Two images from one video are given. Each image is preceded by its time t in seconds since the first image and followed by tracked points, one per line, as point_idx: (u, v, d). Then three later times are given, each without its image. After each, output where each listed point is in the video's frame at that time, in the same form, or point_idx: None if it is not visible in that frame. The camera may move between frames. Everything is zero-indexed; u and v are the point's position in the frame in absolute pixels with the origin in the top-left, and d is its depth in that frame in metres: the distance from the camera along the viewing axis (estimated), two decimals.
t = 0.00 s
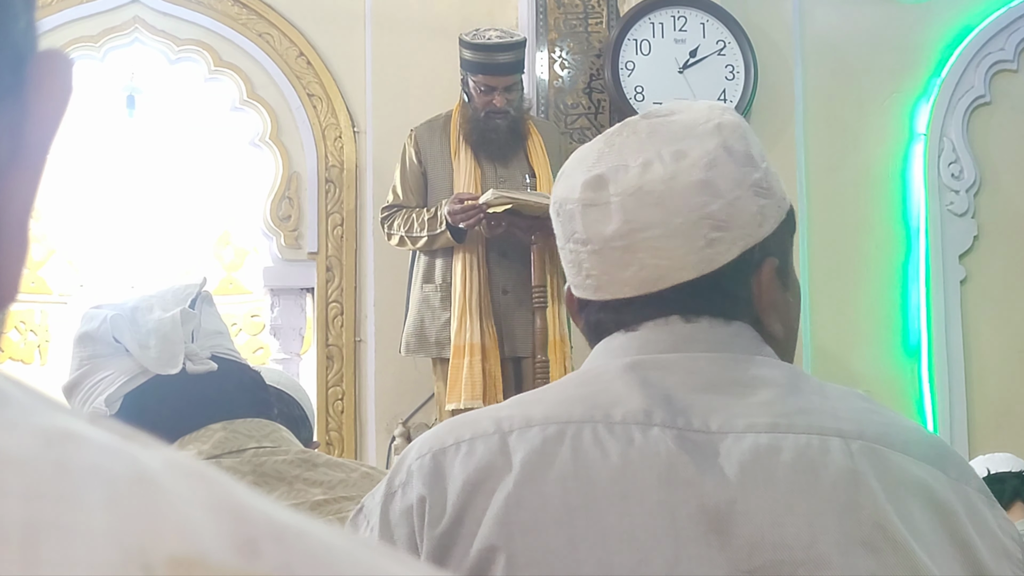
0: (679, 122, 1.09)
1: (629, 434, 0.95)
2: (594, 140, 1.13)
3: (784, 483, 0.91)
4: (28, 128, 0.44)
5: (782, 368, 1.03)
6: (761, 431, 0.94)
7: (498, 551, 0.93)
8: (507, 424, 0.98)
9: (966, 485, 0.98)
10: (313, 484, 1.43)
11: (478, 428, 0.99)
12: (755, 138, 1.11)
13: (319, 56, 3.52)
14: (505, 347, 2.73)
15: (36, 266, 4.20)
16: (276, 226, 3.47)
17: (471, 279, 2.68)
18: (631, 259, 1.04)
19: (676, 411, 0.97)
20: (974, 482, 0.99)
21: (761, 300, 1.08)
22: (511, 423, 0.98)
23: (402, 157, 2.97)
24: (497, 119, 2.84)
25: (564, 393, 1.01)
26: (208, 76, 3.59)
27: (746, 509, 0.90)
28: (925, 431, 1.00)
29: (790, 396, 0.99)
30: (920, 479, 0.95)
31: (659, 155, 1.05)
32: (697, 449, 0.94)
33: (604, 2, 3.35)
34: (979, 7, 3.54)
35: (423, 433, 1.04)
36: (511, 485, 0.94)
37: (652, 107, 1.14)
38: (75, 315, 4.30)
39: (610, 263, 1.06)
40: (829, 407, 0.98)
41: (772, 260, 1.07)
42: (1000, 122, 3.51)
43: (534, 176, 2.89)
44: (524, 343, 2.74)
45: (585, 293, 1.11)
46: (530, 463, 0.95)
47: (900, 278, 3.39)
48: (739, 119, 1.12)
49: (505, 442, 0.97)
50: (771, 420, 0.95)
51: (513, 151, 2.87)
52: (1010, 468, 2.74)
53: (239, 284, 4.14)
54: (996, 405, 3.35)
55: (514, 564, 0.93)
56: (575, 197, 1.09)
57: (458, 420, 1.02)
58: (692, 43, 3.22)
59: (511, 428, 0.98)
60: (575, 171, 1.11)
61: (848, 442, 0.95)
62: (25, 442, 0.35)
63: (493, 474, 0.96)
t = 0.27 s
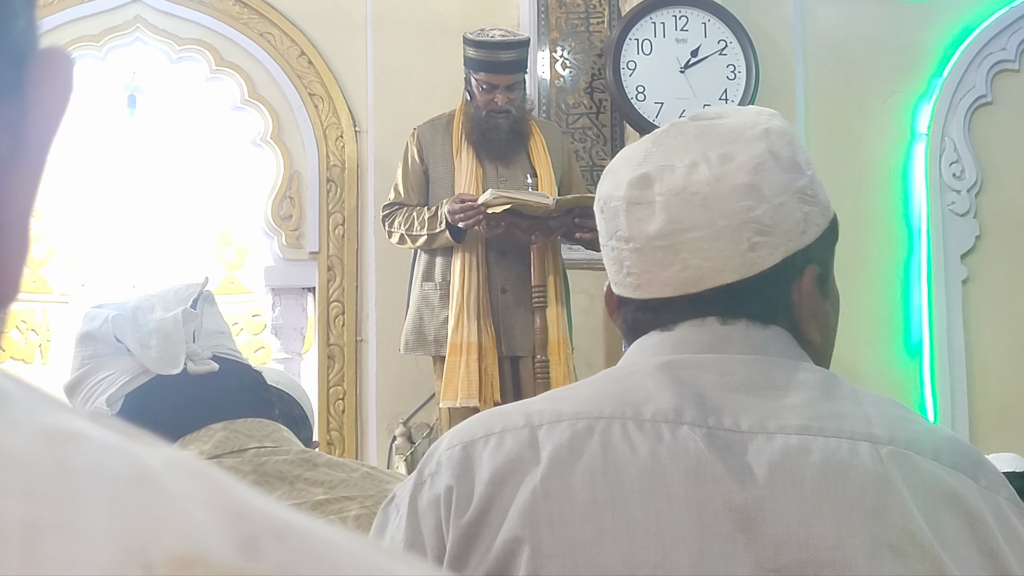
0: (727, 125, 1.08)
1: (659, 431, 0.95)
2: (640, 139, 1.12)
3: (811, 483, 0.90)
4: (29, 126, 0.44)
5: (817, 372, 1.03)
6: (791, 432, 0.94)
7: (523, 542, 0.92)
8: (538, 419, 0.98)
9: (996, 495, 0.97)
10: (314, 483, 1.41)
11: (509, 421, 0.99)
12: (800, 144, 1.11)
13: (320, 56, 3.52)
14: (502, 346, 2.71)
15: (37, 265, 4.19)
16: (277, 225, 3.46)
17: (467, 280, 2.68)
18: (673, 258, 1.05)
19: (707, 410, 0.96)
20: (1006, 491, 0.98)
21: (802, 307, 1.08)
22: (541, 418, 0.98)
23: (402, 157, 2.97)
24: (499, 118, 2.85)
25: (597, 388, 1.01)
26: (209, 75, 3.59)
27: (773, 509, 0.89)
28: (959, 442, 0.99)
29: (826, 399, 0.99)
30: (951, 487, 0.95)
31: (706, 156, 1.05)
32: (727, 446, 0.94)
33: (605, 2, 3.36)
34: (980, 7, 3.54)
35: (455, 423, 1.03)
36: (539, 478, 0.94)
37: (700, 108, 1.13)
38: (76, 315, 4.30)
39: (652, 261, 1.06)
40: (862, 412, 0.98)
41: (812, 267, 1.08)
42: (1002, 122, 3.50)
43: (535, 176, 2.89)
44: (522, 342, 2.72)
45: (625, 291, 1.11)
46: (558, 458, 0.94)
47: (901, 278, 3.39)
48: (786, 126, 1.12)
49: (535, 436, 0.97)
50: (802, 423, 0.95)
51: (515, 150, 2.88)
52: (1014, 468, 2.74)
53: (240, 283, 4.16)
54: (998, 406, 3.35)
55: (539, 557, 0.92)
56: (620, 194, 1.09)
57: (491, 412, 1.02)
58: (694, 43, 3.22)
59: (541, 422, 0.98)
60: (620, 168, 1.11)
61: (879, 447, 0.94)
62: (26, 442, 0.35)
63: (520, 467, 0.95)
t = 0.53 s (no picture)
0: (739, 121, 1.08)
1: (664, 429, 0.95)
2: (650, 133, 1.12)
3: (816, 480, 0.91)
4: (32, 124, 0.43)
5: (822, 367, 1.03)
6: (797, 429, 0.94)
7: (529, 538, 0.93)
8: (544, 416, 0.97)
9: (1003, 493, 0.97)
10: (314, 480, 1.42)
11: (516, 418, 0.98)
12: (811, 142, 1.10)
13: (321, 52, 3.52)
14: (507, 334, 2.72)
15: (38, 262, 4.20)
16: (278, 222, 3.47)
17: (473, 271, 2.69)
18: (682, 254, 1.04)
19: (713, 406, 0.97)
20: (1012, 489, 0.98)
21: (809, 305, 1.07)
22: (548, 414, 0.98)
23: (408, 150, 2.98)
24: (502, 109, 2.82)
25: (604, 384, 1.00)
26: (210, 72, 3.59)
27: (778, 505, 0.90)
28: (967, 441, 0.99)
29: (831, 396, 0.99)
30: (958, 485, 0.95)
31: (717, 153, 1.05)
32: (732, 442, 0.94)
33: None
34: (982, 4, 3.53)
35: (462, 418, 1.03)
36: (544, 475, 0.94)
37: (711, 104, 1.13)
38: (77, 312, 4.30)
39: (661, 257, 1.06)
40: (869, 410, 0.98)
41: (819, 265, 1.07)
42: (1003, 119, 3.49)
43: (539, 166, 2.90)
44: (527, 331, 2.73)
45: (632, 286, 1.10)
46: (564, 454, 0.94)
47: (902, 275, 3.38)
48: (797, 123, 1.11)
49: (540, 433, 0.96)
50: (807, 420, 0.95)
51: (518, 140, 2.87)
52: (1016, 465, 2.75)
53: (240, 280, 4.17)
54: (1000, 403, 3.34)
55: (544, 552, 0.92)
56: (630, 189, 1.08)
57: (498, 408, 1.01)
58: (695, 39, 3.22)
59: (547, 419, 0.97)
60: (629, 163, 1.11)
61: (884, 444, 0.94)
62: (29, 436, 0.35)
63: (526, 464, 0.95)
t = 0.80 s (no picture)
0: (690, 112, 1.10)
1: (633, 429, 0.96)
2: (601, 128, 1.13)
3: (788, 476, 0.92)
4: (30, 116, 0.44)
5: (788, 359, 1.04)
6: (766, 423, 0.95)
7: (503, 548, 0.94)
8: (510, 421, 0.99)
9: (975, 475, 1.00)
10: (310, 475, 1.43)
11: (482, 425, 1.00)
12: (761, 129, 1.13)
13: (319, 48, 3.52)
14: (512, 328, 2.73)
15: (37, 259, 4.21)
16: (276, 218, 3.48)
17: (482, 263, 2.70)
18: (643, 250, 1.05)
19: (681, 404, 0.98)
20: (983, 470, 1.01)
21: (770, 291, 1.09)
22: (514, 420, 1.00)
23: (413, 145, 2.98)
24: (508, 101, 2.83)
25: (571, 386, 1.02)
26: (209, 68, 3.59)
27: (751, 503, 0.91)
28: (937, 423, 1.01)
29: (796, 388, 1.00)
30: (931, 471, 0.96)
31: (671, 146, 1.06)
32: (702, 442, 0.95)
33: None
34: None
35: (427, 428, 1.05)
36: (515, 483, 0.95)
37: (658, 95, 1.15)
38: (74, 308, 4.32)
39: (621, 253, 1.06)
40: (837, 398, 0.99)
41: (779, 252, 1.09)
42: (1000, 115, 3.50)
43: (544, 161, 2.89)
44: (528, 325, 2.74)
45: (591, 283, 1.11)
46: (534, 460, 0.96)
47: (900, 271, 3.39)
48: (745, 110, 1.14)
49: (508, 440, 0.99)
50: (777, 413, 0.96)
51: (523, 132, 2.88)
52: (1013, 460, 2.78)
53: (239, 276, 4.15)
54: (997, 398, 3.35)
55: (519, 561, 0.93)
56: (586, 186, 1.08)
57: (459, 417, 1.04)
58: (693, 36, 3.23)
59: (514, 425, 0.99)
60: (582, 159, 1.12)
61: (854, 434, 0.96)
62: (24, 426, 0.35)
63: (497, 471, 0.97)
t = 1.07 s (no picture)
0: (622, 113, 1.09)
1: (589, 440, 0.95)
2: (534, 135, 1.12)
3: (746, 479, 0.91)
4: (17, 119, 0.44)
5: (738, 358, 1.04)
6: (721, 425, 0.95)
7: (466, 566, 0.92)
8: (465, 437, 0.98)
9: (930, 464, 1.00)
10: (304, 479, 1.43)
11: (437, 442, 0.98)
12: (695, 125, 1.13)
13: (314, 51, 3.53)
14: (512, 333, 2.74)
15: (31, 261, 4.20)
16: (271, 221, 3.46)
17: (487, 264, 2.70)
18: (587, 255, 1.04)
19: (635, 411, 0.97)
20: (937, 459, 1.01)
21: (715, 289, 1.08)
22: (468, 435, 0.98)
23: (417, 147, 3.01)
24: (513, 106, 2.78)
25: (522, 398, 1.01)
26: (204, 71, 3.58)
27: (711, 510, 0.90)
28: (888, 412, 1.01)
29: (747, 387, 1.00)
30: (888, 463, 0.96)
31: (608, 149, 1.06)
32: (657, 449, 0.94)
33: None
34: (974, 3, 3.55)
35: (379, 448, 1.03)
36: (474, 498, 0.93)
37: (585, 96, 1.14)
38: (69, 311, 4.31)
39: (565, 260, 1.06)
40: (790, 394, 0.99)
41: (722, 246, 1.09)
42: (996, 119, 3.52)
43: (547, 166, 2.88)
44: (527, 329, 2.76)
45: (535, 292, 1.10)
46: (492, 475, 0.94)
47: (896, 274, 3.40)
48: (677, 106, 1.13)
49: (463, 455, 0.97)
50: (731, 413, 0.96)
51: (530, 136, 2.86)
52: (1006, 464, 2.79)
53: (235, 280, 4.16)
54: (991, 400, 3.37)
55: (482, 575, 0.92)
56: (523, 195, 1.08)
57: (412, 434, 1.01)
58: (688, 39, 3.24)
59: (469, 440, 0.98)
60: (518, 168, 1.11)
61: (811, 431, 0.95)
62: (16, 432, 0.36)
63: (457, 488, 0.95)
